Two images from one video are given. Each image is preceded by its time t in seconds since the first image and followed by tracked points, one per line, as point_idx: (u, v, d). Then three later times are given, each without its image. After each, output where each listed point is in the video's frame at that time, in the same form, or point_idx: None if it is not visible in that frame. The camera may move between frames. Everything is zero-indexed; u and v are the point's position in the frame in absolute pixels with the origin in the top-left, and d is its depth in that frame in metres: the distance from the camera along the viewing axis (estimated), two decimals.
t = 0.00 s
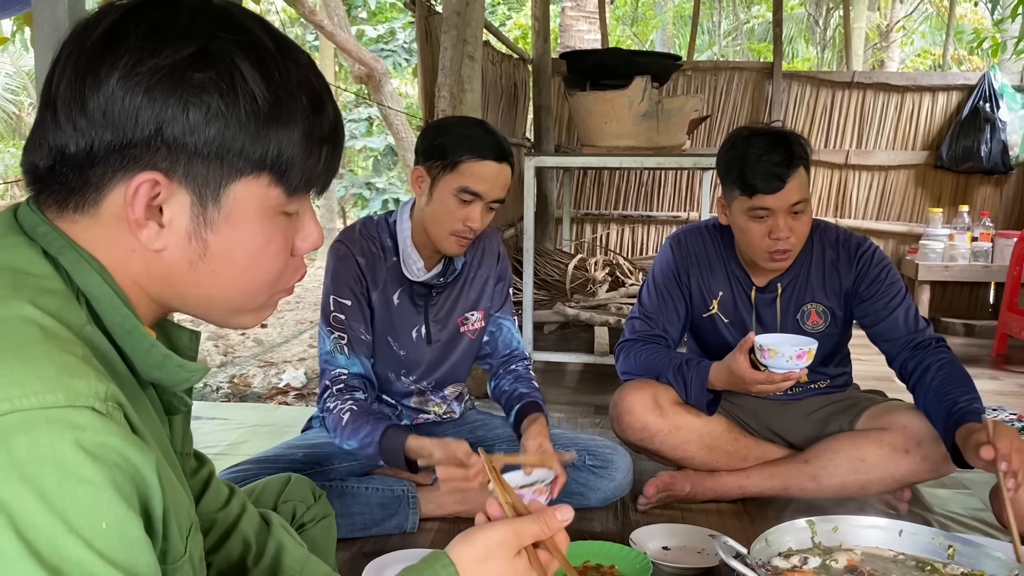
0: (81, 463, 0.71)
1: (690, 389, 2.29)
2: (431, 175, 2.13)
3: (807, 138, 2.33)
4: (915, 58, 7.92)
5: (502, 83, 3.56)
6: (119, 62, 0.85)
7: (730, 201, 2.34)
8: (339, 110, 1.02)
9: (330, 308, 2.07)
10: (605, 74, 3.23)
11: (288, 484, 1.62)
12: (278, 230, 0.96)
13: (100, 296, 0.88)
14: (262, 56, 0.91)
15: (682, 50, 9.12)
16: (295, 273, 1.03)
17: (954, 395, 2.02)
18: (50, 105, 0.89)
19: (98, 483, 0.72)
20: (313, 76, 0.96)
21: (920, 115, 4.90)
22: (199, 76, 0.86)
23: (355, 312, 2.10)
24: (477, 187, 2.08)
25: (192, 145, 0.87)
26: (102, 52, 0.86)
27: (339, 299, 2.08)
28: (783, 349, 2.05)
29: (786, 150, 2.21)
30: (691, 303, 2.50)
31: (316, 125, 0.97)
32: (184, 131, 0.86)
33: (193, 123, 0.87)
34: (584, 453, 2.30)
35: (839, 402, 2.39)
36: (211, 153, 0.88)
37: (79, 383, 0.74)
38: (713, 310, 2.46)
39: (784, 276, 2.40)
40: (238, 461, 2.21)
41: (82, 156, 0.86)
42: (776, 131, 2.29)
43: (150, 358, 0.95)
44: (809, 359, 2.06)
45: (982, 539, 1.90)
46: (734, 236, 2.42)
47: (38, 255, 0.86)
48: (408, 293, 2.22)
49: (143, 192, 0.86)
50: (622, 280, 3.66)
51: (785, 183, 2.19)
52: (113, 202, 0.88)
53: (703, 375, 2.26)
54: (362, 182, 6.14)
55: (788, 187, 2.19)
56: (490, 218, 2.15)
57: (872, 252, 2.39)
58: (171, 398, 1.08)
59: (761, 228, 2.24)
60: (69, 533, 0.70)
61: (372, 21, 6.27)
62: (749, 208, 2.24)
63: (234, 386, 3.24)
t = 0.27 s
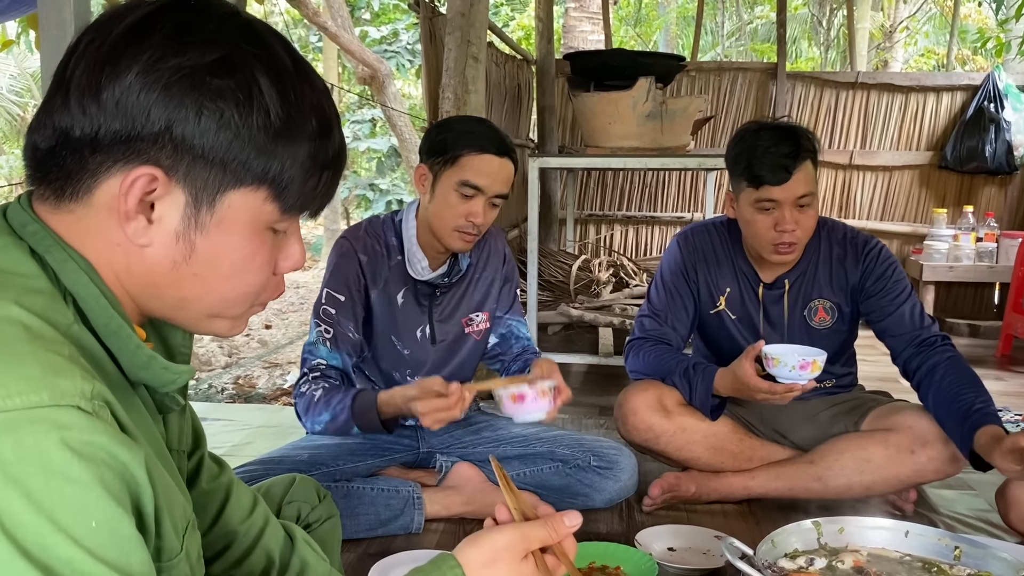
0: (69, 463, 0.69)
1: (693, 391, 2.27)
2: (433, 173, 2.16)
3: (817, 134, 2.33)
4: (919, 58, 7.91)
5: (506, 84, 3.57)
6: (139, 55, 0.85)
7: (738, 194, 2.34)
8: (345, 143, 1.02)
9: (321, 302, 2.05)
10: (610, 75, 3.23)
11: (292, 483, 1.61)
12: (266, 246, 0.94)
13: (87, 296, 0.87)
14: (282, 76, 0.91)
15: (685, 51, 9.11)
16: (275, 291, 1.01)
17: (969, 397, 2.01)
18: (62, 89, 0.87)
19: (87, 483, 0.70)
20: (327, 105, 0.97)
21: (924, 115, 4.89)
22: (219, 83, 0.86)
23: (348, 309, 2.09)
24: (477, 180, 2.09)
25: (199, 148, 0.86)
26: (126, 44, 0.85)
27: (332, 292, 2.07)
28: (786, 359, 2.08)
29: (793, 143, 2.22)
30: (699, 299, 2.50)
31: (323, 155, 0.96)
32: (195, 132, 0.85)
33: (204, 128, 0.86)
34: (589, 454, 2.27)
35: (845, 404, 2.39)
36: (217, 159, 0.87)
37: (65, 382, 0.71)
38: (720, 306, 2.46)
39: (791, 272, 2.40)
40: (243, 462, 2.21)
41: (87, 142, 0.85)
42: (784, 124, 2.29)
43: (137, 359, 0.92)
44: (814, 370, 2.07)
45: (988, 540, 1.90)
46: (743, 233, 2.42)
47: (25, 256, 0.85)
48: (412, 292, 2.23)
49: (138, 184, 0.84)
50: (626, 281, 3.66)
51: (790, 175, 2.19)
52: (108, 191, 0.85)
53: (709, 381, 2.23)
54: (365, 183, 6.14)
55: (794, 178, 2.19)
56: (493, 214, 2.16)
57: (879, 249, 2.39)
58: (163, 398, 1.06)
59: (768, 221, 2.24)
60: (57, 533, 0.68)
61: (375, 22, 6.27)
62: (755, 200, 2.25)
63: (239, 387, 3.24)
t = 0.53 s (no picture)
0: (64, 458, 0.69)
1: (705, 392, 2.25)
2: (432, 172, 2.19)
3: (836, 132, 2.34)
4: (921, 59, 7.89)
5: (509, 85, 3.57)
6: (146, 53, 0.85)
7: (758, 187, 2.34)
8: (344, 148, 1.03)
9: (315, 291, 2.07)
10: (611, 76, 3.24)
11: (296, 484, 1.61)
12: (264, 247, 0.94)
13: (83, 295, 0.86)
14: (286, 80, 0.92)
15: (687, 52, 9.10)
16: (270, 293, 1.00)
17: (982, 399, 2.04)
18: (66, 85, 0.88)
19: (83, 478, 0.70)
20: (329, 109, 0.98)
21: (926, 116, 4.89)
22: (223, 84, 0.87)
23: (345, 300, 2.11)
24: (474, 173, 2.11)
25: (201, 147, 0.86)
26: (132, 43, 0.86)
27: (328, 283, 2.08)
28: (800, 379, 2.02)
29: (816, 136, 2.22)
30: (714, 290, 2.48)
31: (322, 158, 0.97)
32: (197, 131, 0.86)
33: (207, 128, 0.86)
34: (592, 455, 2.27)
35: (848, 405, 2.39)
36: (219, 158, 0.87)
37: (60, 380, 0.72)
38: (733, 298, 2.45)
39: (806, 268, 2.40)
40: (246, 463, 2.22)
41: (90, 137, 0.85)
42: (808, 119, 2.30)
43: (133, 360, 0.92)
44: (830, 391, 2.00)
45: (991, 541, 1.91)
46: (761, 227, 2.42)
47: (22, 254, 0.84)
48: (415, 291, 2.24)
49: (138, 181, 0.84)
50: (629, 282, 3.66)
51: (812, 167, 2.21)
52: (108, 187, 0.85)
53: (724, 386, 2.22)
54: (368, 185, 6.15)
55: (813, 171, 2.21)
56: (494, 209, 2.18)
57: (894, 249, 2.39)
58: (160, 396, 1.06)
59: (787, 213, 2.23)
60: (54, 527, 0.69)
61: (377, 24, 6.28)
62: (776, 190, 2.25)
63: (241, 388, 3.24)
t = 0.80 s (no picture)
0: (63, 450, 0.70)
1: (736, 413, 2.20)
2: (425, 171, 2.20)
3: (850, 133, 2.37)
4: (920, 60, 7.88)
5: (508, 87, 3.58)
6: (103, 33, 0.84)
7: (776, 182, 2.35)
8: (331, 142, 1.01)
9: (312, 290, 2.10)
10: (610, 78, 3.24)
11: (294, 487, 1.62)
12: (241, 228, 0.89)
13: (81, 295, 0.86)
14: (249, 49, 0.88)
15: (687, 54, 9.10)
16: (260, 278, 0.94)
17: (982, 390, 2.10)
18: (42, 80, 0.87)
19: (82, 471, 0.71)
20: (303, 81, 0.94)
21: (926, 117, 4.89)
22: (177, 51, 0.83)
23: (345, 295, 2.13)
24: (466, 165, 2.13)
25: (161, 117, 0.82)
26: (93, 28, 0.85)
27: (328, 279, 2.11)
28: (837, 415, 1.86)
29: (837, 132, 2.23)
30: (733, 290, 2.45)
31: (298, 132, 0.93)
32: (164, 102, 0.82)
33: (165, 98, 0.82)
34: (591, 456, 2.28)
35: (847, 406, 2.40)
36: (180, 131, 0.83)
37: (59, 374, 0.72)
38: (754, 297, 2.43)
39: (822, 268, 2.40)
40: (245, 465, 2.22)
41: (55, 122, 0.84)
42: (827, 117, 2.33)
43: (132, 359, 0.92)
44: (869, 429, 1.85)
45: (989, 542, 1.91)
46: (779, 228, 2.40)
47: (22, 254, 0.84)
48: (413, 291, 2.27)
49: (102, 157, 0.82)
50: (628, 284, 3.66)
51: (831, 162, 2.22)
52: (77, 166, 0.83)
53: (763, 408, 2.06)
54: (368, 187, 6.16)
55: (834, 168, 2.22)
56: (490, 202, 2.18)
57: (907, 253, 2.42)
58: (160, 395, 1.05)
59: (807, 208, 2.24)
60: (53, 519, 0.69)
61: (377, 26, 6.29)
62: (797, 185, 2.26)
63: (241, 390, 3.24)
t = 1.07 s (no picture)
0: (26, 437, 0.69)
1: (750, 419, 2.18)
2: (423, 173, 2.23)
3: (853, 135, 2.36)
4: (918, 63, 7.89)
5: (505, 90, 3.58)
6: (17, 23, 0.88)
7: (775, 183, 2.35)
8: (264, 87, 1.00)
9: (307, 290, 2.11)
10: (608, 81, 3.24)
11: (289, 490, 1.62)
12: (163, 187, 0.84)
13: (47, 283, 0.85)
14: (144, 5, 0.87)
15: (684, 56, 9.10)
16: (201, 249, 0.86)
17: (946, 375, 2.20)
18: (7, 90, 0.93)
19: (46, 456, 0.70)
20: (213, 27, 0.92)
21: (923, 120, 4.89)
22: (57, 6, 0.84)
23: (337, 296, 2.14)
24: (464, 175, 2.15)
25: (65, 88, 0.82)
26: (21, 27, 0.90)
27: (321, 279, 2.12)
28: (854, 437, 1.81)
29: (834, 131, 2.23)
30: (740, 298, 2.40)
31: (216, 84, 0.90)
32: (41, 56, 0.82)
33: (66, 66, 0.82)
34: (587, 459, 2.28)
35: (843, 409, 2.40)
36: (83, 98, 0.83)
37: (20, 360, 0.71)
38: (760, 305, 2.39)
39: (825, 273, 2.38)
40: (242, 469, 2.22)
41: None
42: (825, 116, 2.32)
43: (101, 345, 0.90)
44: (887, 454, 1.78)
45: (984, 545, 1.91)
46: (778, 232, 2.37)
47: None
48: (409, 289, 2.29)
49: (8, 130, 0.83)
50: (625, 286, 3.66)
51: (829, 161, 2.21)
52: None
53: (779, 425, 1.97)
54: (366, 189, 6.14)
55: (831, 166, 2.21)
56: (485, 211, 2.21)
57: (906, 259, 2.44)
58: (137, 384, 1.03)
59: (804, 208, 2.24)
60: (19, 505, 0.68)
61: (375, 29, 6.29)
62: (794, 184, 2.25)
63: (238, 393, 3.24)
